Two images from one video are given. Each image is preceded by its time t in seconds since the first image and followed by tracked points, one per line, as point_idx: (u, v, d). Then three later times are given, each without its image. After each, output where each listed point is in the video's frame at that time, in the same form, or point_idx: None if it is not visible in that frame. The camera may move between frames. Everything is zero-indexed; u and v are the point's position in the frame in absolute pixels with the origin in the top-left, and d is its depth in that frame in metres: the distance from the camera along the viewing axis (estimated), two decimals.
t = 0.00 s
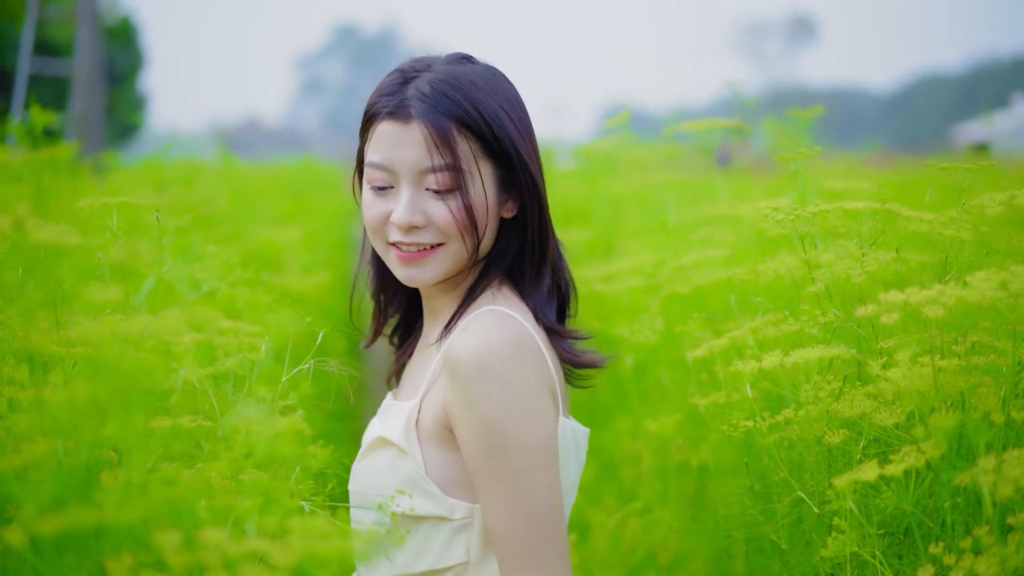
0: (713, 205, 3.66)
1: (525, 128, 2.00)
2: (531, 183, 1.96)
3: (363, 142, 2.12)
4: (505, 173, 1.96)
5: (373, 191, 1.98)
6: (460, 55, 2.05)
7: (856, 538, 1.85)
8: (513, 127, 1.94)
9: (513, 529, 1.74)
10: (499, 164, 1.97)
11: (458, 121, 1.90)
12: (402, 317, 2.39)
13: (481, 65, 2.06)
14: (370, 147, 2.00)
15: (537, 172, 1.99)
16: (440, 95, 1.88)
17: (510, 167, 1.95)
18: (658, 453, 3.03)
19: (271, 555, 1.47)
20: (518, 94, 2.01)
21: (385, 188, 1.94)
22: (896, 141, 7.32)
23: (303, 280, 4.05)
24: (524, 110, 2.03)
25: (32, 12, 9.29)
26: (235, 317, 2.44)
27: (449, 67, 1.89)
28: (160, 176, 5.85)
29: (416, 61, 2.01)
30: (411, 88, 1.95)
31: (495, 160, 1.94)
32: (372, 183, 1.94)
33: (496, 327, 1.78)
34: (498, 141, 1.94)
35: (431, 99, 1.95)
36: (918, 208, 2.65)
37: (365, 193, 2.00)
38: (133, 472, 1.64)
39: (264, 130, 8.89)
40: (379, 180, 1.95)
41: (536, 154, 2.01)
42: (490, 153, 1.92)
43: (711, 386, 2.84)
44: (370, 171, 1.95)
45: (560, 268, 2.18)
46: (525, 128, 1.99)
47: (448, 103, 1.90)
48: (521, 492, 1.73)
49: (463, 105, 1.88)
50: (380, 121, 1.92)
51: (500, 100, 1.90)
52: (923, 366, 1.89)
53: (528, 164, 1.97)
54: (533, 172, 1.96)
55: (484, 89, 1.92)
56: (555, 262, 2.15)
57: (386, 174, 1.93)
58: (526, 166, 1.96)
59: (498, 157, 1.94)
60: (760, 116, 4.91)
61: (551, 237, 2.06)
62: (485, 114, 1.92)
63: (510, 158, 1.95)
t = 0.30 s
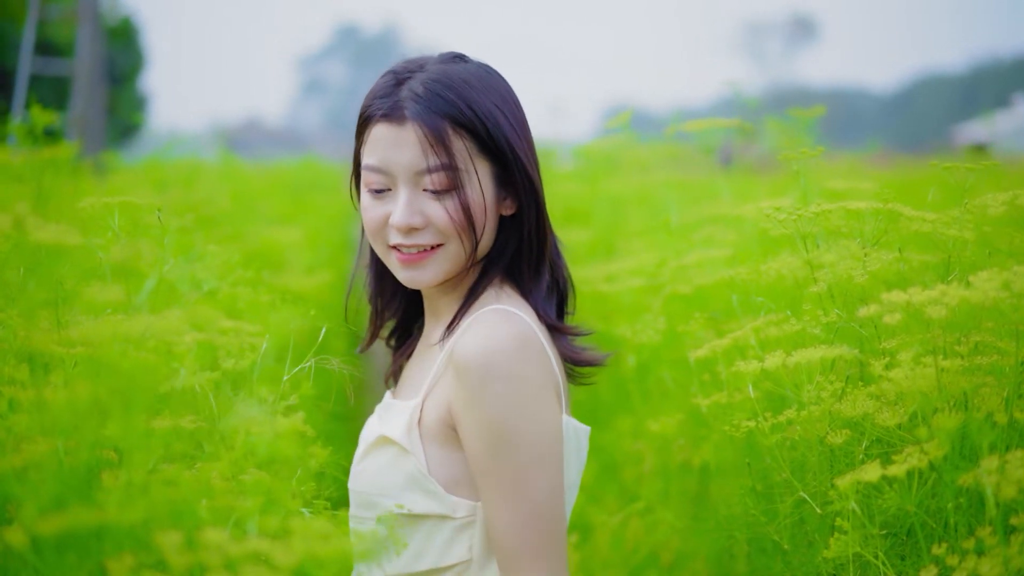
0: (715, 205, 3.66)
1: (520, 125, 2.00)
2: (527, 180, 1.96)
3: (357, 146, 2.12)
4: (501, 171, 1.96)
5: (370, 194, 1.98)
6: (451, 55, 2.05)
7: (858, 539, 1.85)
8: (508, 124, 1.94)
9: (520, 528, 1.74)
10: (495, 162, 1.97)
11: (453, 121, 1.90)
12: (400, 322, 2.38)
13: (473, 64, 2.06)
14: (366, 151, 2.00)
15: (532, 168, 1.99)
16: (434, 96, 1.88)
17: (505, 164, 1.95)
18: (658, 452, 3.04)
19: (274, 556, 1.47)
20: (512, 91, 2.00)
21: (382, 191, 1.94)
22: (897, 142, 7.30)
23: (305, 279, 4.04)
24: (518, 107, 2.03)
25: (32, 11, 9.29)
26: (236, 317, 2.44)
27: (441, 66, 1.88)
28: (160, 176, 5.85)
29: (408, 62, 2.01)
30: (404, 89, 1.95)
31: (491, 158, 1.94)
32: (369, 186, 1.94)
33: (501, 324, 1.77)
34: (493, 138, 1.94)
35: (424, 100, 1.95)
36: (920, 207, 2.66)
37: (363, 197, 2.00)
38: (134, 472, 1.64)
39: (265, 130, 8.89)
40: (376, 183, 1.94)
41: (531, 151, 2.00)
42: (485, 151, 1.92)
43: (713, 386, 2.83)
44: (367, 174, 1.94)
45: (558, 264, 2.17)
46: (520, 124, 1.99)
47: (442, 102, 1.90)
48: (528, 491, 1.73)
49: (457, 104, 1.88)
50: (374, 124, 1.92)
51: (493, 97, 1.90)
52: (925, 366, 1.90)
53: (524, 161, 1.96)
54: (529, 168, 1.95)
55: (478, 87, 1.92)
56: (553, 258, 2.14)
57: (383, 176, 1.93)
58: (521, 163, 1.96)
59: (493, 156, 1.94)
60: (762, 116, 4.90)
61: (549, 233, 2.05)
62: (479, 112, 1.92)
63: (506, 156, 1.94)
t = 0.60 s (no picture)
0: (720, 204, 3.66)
1: (522, 124, 2.00)
2: (529, 179, 1.95)
3: (360, 148, 2.11)
4: (504, 170, 1.95)
5: (374, 197, 1.97)
6: (451, 55, 2.05)
7: (865, 541, 1.85)
8: (510, 124, 1.93)
9: (531, 527, 1.74)
10: (498, 162, 1.97)
11: (454, 121, 1.89)
12: (404, 325, 2.38)
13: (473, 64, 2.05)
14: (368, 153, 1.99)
15: (535, 167, 1.98)
16: (435, 96, 1.87)
17: (508, 164, 1.95)
18: (663, 454, 3.02)
19: (279, 558, 1.47)
20: (513, 90, 2.00)
21: (386, 193, 1.94)
22: (900, 141, 7.28)
23: (309, 279, 4.04)
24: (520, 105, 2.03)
25: (34, 11, 9.29)
26: (240, 317, 2.44)
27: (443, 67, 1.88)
28: (163, 176, 5.85)
29: (409, 63, 2.00)
30: (405, 91, 1.94)
31: (494, 158, 1.94)
32: (372, 189, 1.93)
33: (504, 325, 1.77)
34: (495, 138, 1.93)
35: (425, 100, 1.94)
36: (925, 207, 2.65)
37: (366, 199, 1.99)
38: (139, 473, 1.64)
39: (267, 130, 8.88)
40: (379, 185, 1.94)
41: (533, 150, 2.00)
42: (488, 151, 1.92)
43: (718, 387, 2.82)
44: (370, 177, 1.94)
45: (561, 262, 2.17)
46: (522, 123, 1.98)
47: (444, 103, 1.90)
48: (537, 490, 1.73)
49: (459, 104, 1.88)
50: (376, 126, 1.91)
51: (495, 97, 1.89)
52: (932, 368, 1.89)
53: (526, 160, 1.96)
54: (532, 167, 1.95)
55: (479, 86, 1.91)
56: (557, 257, 2.14)
57: (386, 179, 1.92)
58: (524, 162, 1.95)
59: (496, 156, 1.93)
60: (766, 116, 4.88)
61: (552, 231, 2.05)
62: (481, 112, 1.91)
63: (508, 155, 1.94)
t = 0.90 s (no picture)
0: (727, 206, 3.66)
1: (531, 131, 2.00)
2: (537, 186, 1.95)
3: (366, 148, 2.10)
4: (512, 177, 1.95)
5: (380, 197, 1.96)
6: (464, 59, 2.04)
7: (875, 546, 1.85)
8: (520, 130, 1.93)
9: (537, 531, 1.74)
10: (506, 168, 1.96)
11: (465, 125, 1.89)
12: (407, 329, 2.37)
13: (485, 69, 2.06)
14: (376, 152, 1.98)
15: (543, 175, 1.98)
16: (447, 99, 1.87)
17: (517, 170, 1.94)
18: (669, 456, 3.01)
19: (292, 565, 1.45)
20: (524, 97, 2.00)
21: (393, 194, 1.93)
22: (902, 142, 7.27)
23: (314, 281, 4.04)
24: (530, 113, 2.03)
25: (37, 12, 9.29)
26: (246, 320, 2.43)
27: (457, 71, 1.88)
28: (168, 177, 5.85)
29: (421, 65, 2.00)
30: (416, 93, 1.94)
31: (503, 163, 1.93)
32: (379, 189, 1.92)
33: (504, 329, 1.76)
34: (505, 144, 1.93)
35: (437, 103, 1.94)
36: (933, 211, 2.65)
37: (372, 199, 1.98)
38: (149, 479, 1.63)
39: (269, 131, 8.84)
40: (386, 186, 1.93)
41: (542, 157, 2.00)
42: (497, 156, 1.91)
43: (725, 390, 2.82)
44: (377, 177, 1.93)
45: (566, 271, 2.17)
46: (532, 130, 1.98)
47: (455, 106, 1.89)
48: (542, 494, 1.73)
49: (470, 108, 1.87)
50: (386, 126, 1.90)
51: (506, 103, 1.89)
52: (942, 372, 1.89)
53: (535, 167, 1.96)
54: (540, 174, 1.94)
55: (491, 92, 1.91)
56: (561, 264, 2.14)
57: (394, 179, 1.91)
58: (532, 169, 1.95)
59: (505, 162, 1.93)
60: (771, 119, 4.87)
61: (557, 239, 2.05)
62: (491, 117, 1.91)
63: (517, 162, 1.93)
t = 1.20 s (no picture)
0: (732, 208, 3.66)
1: (543, 135, 1.99)
2: (545, 189, 1.94)
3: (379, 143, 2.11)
4: (521, 179, 1.94)
5: (388, 192, 1.96)
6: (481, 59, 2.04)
7: (885, 550, 1.83)
8: (531, 132, 1.92)
9: (540, 536, 1.73)
10: (516, 170, 1.95)
11: (475, 124, 1.88)
12: (410, 330, 2.36)
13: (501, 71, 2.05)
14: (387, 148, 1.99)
15: (551, 178, 1.97)
16: (458, 97, 1.87)
17: (525, 173, 1.93)
18: (676, 458, 3.01)
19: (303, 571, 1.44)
20: (537, 100, 1.99)
21: (400, 190, 1.93)
22: (905, 143, 7.26)
23: (318, 283, 4.03)
24: (543, 116, 2.02)
25: (39, 12, 9.28)
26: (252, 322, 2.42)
27: (470, 69, 1.87)
28: (171, 178, 5.85)
29: (437, 63, 2.00)
30: (430, 90, 1.94)
31: (512, 165, 1.92)
32: (387, 184, 1.93)
33: (507, 334, 1.76)
34: (515, 145, 1.92)
35: (449, 101, 1.94)
36: (941, 213, 2.64)
37: (381, 194, 1.99)
38: (158, 484, 1.62)
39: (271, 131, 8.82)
40: (395, 181, 1.93)
41: (552, 161, 1.98)
42: (506, 157, 1.90)
43: (732, 393, 2.81)
44: (386, 172, 1.93)
45: (574, 276, 2.15)
46: (543, 132, 1.97)
47: (466, 105, 1.89)
48: (545, 500, 1.72)
49: (480, 107, 1.87)
50: (397, 122, 1.91)
51: (518, 104, 1.88)
52: (953, 376, 1.88)
53: (544, 169, 1.94)
54: (549, 178, 1.93)
55: (503, 92, 1.91)
56: (569, 269, 2.12)
57: (402, 175, 1.91)
58: (541, 172, 1.94)
59: (515, 163, 1.92)
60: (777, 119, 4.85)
61: (565, 243, 2.03)
62: (502, 118, 1.90)
63: (526, 164, 1.92)
